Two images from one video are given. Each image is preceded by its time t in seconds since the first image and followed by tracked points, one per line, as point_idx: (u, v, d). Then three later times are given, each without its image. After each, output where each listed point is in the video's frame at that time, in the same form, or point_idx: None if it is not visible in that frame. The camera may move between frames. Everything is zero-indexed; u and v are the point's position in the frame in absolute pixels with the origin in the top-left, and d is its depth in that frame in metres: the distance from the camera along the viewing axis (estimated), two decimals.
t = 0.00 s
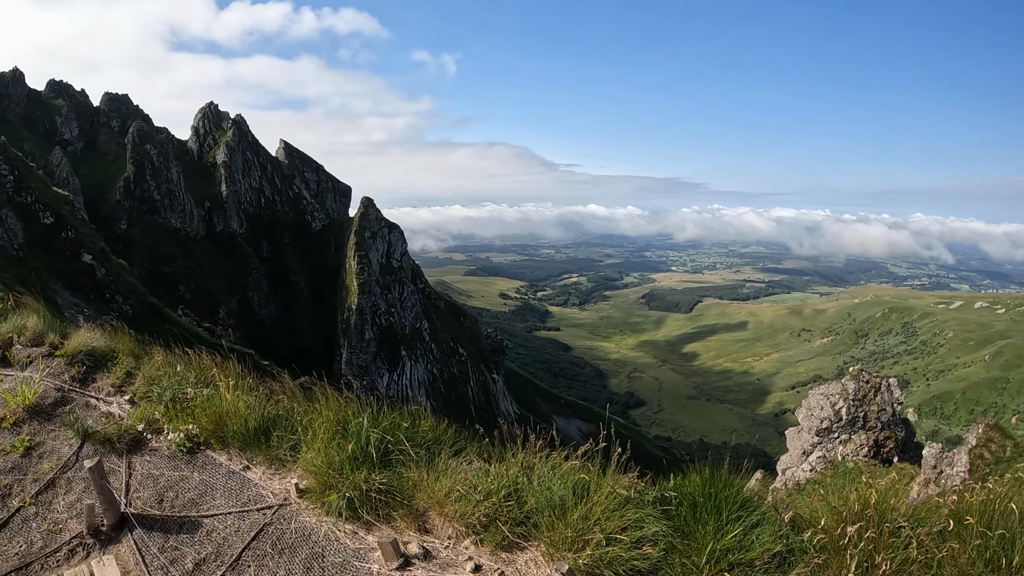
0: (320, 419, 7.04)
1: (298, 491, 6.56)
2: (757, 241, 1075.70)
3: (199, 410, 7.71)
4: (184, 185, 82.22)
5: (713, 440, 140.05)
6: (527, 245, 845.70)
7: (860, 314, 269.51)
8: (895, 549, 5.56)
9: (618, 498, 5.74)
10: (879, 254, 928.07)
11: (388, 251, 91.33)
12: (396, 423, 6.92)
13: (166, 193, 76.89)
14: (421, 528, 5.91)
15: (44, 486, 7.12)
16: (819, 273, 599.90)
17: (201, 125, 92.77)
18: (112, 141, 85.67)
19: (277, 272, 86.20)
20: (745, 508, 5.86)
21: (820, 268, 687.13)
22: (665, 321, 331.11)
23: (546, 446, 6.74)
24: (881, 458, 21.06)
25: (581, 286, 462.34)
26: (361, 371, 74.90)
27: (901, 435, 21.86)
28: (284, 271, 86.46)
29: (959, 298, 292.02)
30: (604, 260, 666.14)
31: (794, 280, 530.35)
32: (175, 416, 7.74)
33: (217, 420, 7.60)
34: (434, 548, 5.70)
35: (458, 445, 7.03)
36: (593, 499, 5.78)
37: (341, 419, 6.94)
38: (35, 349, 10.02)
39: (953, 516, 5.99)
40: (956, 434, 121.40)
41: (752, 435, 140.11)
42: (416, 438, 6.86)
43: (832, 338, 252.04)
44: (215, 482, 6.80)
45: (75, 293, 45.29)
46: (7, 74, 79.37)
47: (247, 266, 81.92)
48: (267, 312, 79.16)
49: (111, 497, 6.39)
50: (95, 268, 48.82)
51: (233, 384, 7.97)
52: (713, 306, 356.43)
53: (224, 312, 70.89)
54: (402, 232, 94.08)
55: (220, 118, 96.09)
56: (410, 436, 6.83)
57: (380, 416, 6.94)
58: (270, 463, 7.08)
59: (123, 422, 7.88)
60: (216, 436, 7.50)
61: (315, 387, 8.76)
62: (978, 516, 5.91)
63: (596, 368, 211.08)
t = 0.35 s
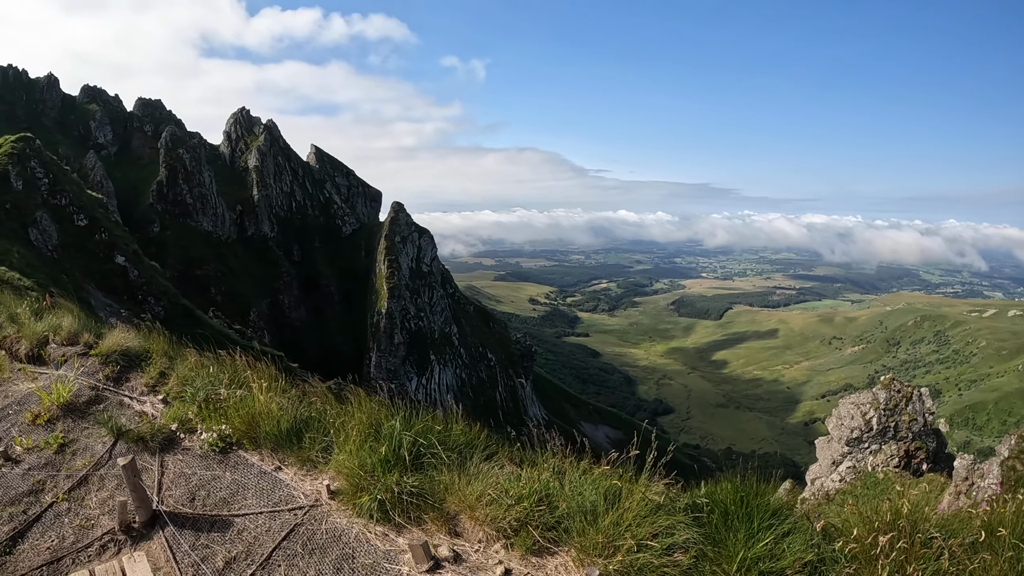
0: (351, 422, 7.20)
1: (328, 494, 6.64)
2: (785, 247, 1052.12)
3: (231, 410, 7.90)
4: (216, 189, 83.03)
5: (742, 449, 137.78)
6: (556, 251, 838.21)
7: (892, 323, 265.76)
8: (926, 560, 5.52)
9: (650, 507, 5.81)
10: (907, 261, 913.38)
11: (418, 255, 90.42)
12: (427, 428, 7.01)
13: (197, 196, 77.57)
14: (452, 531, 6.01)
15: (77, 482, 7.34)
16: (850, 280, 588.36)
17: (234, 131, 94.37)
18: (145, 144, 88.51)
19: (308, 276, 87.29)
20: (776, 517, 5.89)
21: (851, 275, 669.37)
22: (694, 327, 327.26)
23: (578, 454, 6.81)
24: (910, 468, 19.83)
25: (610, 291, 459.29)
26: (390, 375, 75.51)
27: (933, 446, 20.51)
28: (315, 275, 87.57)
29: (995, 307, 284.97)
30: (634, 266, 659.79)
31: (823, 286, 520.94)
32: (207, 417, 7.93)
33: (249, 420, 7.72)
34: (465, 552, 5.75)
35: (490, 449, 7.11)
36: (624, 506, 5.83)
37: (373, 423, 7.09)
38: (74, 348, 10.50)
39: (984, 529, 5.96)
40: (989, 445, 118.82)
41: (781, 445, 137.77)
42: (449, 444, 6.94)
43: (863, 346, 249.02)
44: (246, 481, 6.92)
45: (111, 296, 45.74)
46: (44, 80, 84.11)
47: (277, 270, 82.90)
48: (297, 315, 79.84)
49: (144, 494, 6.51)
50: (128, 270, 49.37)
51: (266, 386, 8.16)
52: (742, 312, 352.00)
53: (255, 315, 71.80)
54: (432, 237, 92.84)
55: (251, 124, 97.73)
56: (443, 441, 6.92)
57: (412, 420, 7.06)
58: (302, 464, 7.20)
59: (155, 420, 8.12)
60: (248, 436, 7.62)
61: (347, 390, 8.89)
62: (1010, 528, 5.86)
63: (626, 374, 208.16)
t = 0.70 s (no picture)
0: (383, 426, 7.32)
1: (360, 496, 6.74)
2: (814, 253, 1030.51)
3: (264, 412, 8.12)
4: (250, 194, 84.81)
5: (770, 457, 134.94)
6: (598, 258, 826.28)
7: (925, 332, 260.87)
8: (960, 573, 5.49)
9: (682, 514, 5.86)
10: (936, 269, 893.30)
11: (450, 259, 93.43)
12: (460, 432, 7.12)
13: (231, 201, 78.92)
14: (482, 536, 6.09)
15: (110, 479, 7.51)
16: (885, 287, 572.46)
17: (265, 136, 97.71)
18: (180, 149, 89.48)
19: (339, 279, 89.84)
20: (809, 526, 5.94)
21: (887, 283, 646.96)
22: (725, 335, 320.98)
23: (612, 459, 6.92)
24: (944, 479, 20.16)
25: (640, 297, 453.88)
26: (420, 379, 76.96)
27: (966, 456, 20.89)
28: (346, 279, 90.11)
29: None
30: (665, 272, 649.44)
31: (853, 294, 508.49)
32: (241, 418, 8.17)
33: (282, 422, 7.94)
34: (495, 557, 5.81)
35: (523, 455, 7.19)
36: (656, 512, 5.91)
37: (407, 426, 7.22)
38: (109, 348, 10.89)
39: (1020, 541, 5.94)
40: None
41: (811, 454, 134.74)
42: (481, 448, 7.04)
43: (896, 356, 244.59)
44: (278, 482, 7.07)
45: (145, 296, 48.74)
46: (80, 87, 88.04)
47: (309, 272, 85.13)
48: (328, 318, 82.00)
49: (176, 493, 6.59)
50: (161, 272, 52.72)
51: (300, 388, 8.36)
52: (772, 320, 345.94)
53: (287, 317, 73.81)
54: (463, 242, 95.82)
55: (285, 129, 100.64)
56: (476, 446, 7.02)
57: (444, 424, 7.17)
58: (335, 465, 7.31)
59: (189, 421, 8.34)
60: (282, 438, 7.83)
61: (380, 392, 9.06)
62: None
63: (655, 381, 203.85)
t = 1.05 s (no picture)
0: (415, 430, 7.49)
1: (391, 499, 6.85)
2: (844, 261, 1007.29)
3: (296, 415, 8.27)
4: (280, 199, 90.19)
5: (799, 467, 129.86)
6: (624, 264, 820.07)
7: (959, 340, 249.15)
8: None
9: (711, 523, 5.94)
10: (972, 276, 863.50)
11: (479, 265, 95.29)
12: (491, 437, 7.27)
13: (261, 205, 84.56)
14: (512, 540, 6.21)
15: (142, 478, 7.66)
16: (921, 296, 548.12)
17: (297, 141, 103.41)
18: (209, 154, 96.95)
19: (368, 283, 95.11)
20: (840, 536, 5.98)
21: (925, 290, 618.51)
22: (753, 343, 313.31)
23: (641, 466, 7.08)
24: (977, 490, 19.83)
25: (668, 303, 445.45)
26: (447, 383, 79.50)
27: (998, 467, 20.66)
28: (375, 284, 95.32)
29: None
30: (695, 279, 635.41)
31: (888, 302, 488.36)
32: (274, 421, 8.33)
33: (314, 425, 8.08)
34: (524, 561, 5.91)
35: (553, 460, 7.31)
36: (685, 520, 6.00)
37: (437, 430, 7.39)
38: (141, 349, 11.20)
39: None
40: None
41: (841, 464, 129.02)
42: (512, 454, 7.20)
43: (928, 364, 234.13)
44: (309, 484, 7.19)
45: (176, 297, 50.41)
46: (111, 93, 96.22)
47: (339, 277, 90.36)
48: (357, 322, 87.36)
49: (208, 492, 6.71)
50: (192, 274, 53.96)
51: (332, 392, 8.52)
52: (802, 327, 336.67)
53: (317, 321, 79.05)
54: (492, 247, 97.38)
55: (314, 134, 105.83)
56: (507, 451, 7.20)
57: (476, 429, 7.33)
58: (366, 468, 7.42)
59: (221, 422, 8.53)
60: (313, 440, 7.94)
61: (410, 396, 9.19)
62: None
63: (684, 389, 198.06)
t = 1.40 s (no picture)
0: (446, 434, 7.61)
1: (421, 502, 6.93)
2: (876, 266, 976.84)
3: (327, 417, 8.34)
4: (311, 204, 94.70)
5: (827, 475, 124.21)
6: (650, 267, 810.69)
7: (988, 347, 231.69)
8: None
9: (741, 531, 5.97)
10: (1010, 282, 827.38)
11: (507, 269, 95.72)
12: (522, 442, 7.36)
13: (290, 210, 88.56)
14: (541, 545, 6.29)
15: (173, 478, 7.78)
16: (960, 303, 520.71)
17: (325, 145, 106.10)
18: (239, 159, 98.83)
19: (397, 287, 98.39)
20: (870, 546, 5.99)
21: (963, 297, 588.27)
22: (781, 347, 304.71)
23: (671, 471, 7.19)
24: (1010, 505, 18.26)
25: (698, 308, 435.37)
26: (473, 387, 81.93)
27: None
28: (403, 288, 98.43)
29: None
30: (724, 283, 621.61)
31: (923, 308, 465.97)
32: (305, 423, 8.44)
33: (344, 428, 8.13)
34: (553, 566, 5.98)
35: (584, 466, 7.39)
36: (716, 527, 6.04)
37: (468, 435, 7.48)
38: (173, 350, 11.46)
39: None
40: None
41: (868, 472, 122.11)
42: (544, 459, 7.31)
43: (958, 372, 216.79)
44: (338, 486, 7.27)
45: (206, 300, 51.43)
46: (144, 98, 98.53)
47: (368, 281, 94.02)
48: (385, 325, 90.95)
49: (237, 493, 6.80)
50: (222, 277, 55.01)
51: (362, 395, 8.56)
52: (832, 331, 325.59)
53: (345, 324, 82.75)
54: (520, 251, 96.99)
55: (343, 139, 107.97)
56: (539, 456, 7.30)
57: (506, 434, 7.43)
58: (396, 471, 7.50)
59: (251, 423, 8.68)
60: (343, 443, 8.01)
61: (440, 400, 9.26)
62: None
63: (712, 395, 192.34)
